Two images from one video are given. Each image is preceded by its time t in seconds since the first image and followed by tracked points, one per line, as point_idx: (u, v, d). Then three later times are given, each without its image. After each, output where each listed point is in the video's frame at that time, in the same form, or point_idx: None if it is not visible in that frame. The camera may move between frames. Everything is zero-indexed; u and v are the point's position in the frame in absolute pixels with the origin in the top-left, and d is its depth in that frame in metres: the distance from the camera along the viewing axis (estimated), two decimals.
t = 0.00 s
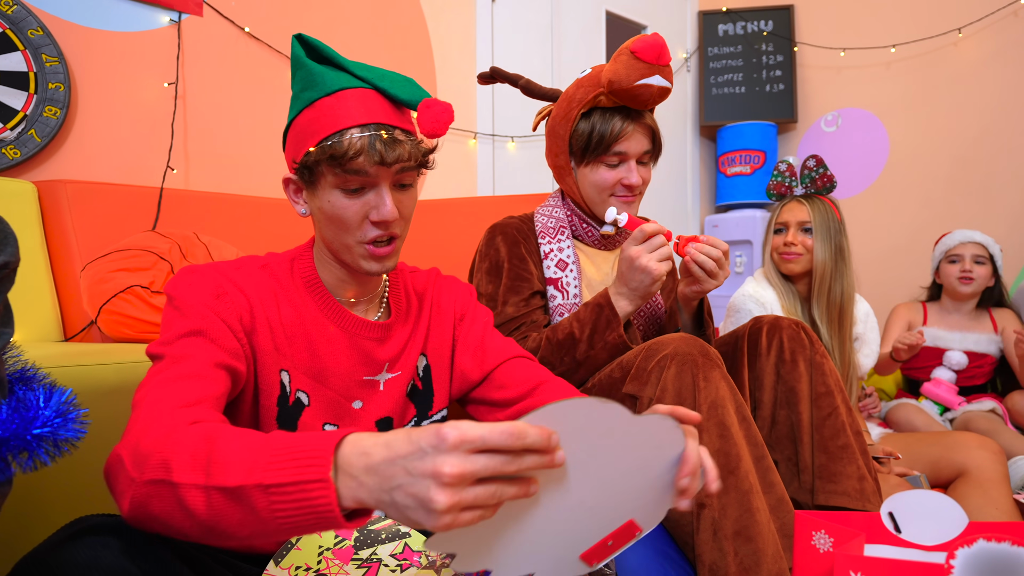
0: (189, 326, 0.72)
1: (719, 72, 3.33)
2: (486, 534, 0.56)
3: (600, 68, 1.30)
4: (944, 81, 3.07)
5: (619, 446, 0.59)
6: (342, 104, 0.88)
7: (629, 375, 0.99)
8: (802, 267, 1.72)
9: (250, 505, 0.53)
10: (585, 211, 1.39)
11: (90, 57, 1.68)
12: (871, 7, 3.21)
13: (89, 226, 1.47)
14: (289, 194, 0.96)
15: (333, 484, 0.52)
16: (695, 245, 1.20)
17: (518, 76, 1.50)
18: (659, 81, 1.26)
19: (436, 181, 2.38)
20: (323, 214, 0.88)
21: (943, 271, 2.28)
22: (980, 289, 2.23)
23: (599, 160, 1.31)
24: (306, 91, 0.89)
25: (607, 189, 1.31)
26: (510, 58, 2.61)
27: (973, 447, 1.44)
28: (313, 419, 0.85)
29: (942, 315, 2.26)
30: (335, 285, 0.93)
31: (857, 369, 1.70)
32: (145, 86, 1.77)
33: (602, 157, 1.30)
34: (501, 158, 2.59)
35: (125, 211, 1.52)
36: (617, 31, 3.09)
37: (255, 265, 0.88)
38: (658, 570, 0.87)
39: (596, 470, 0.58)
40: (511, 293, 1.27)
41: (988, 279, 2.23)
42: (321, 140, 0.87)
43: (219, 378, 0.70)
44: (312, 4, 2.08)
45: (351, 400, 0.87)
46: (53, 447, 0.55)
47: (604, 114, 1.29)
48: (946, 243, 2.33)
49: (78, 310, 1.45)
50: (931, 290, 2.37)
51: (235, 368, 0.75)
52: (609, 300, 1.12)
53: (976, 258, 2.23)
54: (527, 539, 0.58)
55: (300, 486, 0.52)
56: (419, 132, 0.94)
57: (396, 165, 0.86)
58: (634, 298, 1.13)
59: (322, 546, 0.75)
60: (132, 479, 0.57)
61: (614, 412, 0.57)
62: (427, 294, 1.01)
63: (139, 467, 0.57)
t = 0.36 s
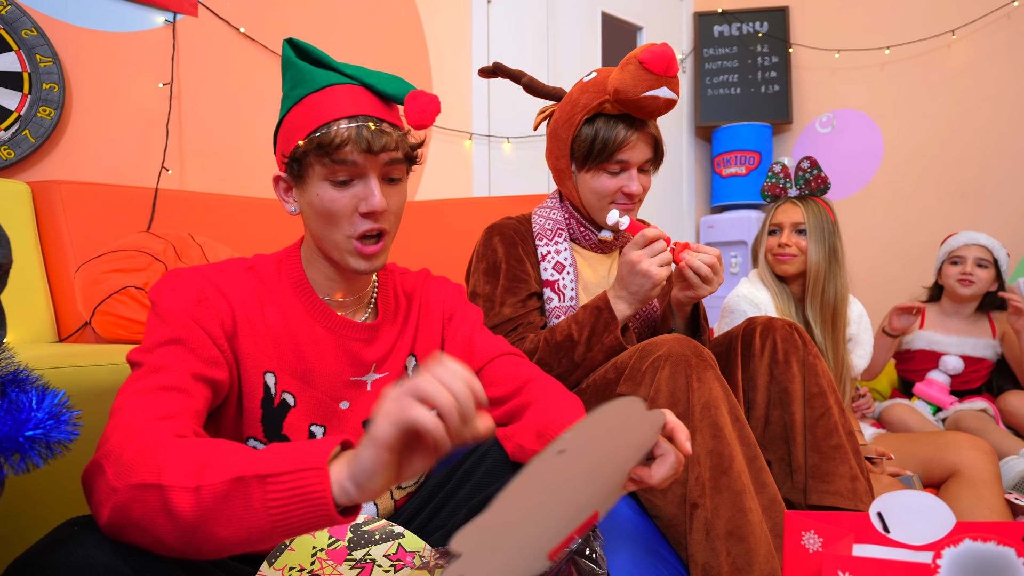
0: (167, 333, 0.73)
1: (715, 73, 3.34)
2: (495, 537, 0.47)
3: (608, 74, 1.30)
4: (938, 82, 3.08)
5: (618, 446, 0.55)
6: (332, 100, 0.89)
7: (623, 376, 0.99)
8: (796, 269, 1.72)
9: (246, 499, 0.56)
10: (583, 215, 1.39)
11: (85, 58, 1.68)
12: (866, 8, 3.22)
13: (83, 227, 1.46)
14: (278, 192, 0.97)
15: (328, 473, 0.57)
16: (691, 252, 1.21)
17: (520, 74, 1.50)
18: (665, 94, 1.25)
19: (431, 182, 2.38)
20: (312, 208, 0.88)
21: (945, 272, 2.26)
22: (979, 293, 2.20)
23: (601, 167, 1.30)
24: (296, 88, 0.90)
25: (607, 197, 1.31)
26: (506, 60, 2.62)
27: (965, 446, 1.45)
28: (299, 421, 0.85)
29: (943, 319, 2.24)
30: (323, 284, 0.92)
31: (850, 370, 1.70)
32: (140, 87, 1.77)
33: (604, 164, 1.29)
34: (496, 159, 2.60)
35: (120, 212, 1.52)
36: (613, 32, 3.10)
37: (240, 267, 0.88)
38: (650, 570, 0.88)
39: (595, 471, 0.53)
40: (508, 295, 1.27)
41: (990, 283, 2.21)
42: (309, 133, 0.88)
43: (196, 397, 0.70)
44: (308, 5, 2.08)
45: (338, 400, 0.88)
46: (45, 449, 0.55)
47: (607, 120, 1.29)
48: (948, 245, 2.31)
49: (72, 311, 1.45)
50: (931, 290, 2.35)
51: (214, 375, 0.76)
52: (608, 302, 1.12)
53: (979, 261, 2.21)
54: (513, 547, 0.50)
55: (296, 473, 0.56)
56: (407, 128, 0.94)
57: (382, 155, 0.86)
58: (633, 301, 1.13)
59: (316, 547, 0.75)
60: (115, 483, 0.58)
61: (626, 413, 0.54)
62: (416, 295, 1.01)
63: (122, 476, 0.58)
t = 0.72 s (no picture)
0: (123, 330, 0.73)
1: (675, 76, 3.40)
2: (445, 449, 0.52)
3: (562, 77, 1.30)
4: (888, 88, 3.17)
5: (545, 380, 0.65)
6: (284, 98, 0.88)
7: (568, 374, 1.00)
8: (746, 269, 1.76)
9: (207, 517, 0.58)
10: (535, 215, 1.41)
11: (25, 50, 1.62)
12: (820, 14, 3.30)
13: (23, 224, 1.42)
14: (234, 189, 0.95)
15: (287, 501, 0.57)
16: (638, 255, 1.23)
17: (475, 71, 1.49)
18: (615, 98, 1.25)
19: (390, 181, 2.37)
20: (262, 202, 0.87)
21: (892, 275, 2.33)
22: (923, 298, 2.26)
23: (552, 170, 1.30)
24: (249, 87, 0.90)
25: (559, 199, 1.31)
26: (468, 60, 2.62)
27: (903, 440, 1.50)
28: (246, 415, 0.84)
29: (888, 320, 2.31)
30: (277, 281, 0.90)
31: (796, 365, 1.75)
32: (86, 81, 1.72)
33: (555, 166, 1.30)
34: (457, 159, 2.59)
35: (63, 209, 1.48)
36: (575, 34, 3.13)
37: (191, 261, 0.87)
38: (590, 567, 0.89)
39: (528, 399, 0.62)
40: (459, 293, 1.29)
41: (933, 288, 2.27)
42: (260, 127, 0.87)
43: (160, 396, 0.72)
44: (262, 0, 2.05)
45: (288, 397, 0.87)
46: None
47: (559, 123, 1.29)
48: (896, 248, 2.37)
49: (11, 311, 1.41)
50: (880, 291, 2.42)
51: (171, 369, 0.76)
52: (556, 303, 1.13)
53: (924, 267, 2.27)
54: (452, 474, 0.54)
55: (255, 501, 0.57)
56: (357, 124, 0.94)
57: (330, 146, 0.86)
58: (582, 302, 1.14)
59: (254, 549, 0.75)
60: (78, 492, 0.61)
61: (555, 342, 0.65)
62: (366, 293, 1.01)
63: (89, 482, 0.61)
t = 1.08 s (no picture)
0: (45, 312, 0.70)
1: (613, 79, 3.46)
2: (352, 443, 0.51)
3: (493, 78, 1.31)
4: (811, 97, 3.29)
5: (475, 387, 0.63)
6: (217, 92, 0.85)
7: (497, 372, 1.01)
8: (675, 269, 1.81)
9: (126, 497, 0.56)
10: (467, 214, 1.40)
11: None
12: (749, 24, 3.41)
13: None
14: (162, 182, 0.90)
15: (211, 476, 0.56)
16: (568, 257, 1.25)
17: (407, 69, 1.48)
18: (545, 100, 1.27)
19: (324, 178, 2.32)
20: (188, 190, 0.84)
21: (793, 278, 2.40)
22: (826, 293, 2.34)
23: (483, 170, 1.31)
24: (180, 80, 0.87)
25: (491, 200, 1.32)
26: (404, 58, 2.59)
27: (820, 432, 1.58)
28: (167, 411, 0.80)
29: (797, 317, 2.39)
30: (204, 275, 0.87)
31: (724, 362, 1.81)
32: None
33: (487, 166, 1.30)
34: (395, 157, 2.56)
35: None
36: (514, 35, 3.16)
37: (118, 251, 0.84)
38: (517, 565, 0.91)
39: (450, 405, 0.61)
40: (390, 292, 1.27)
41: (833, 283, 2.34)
42: (188, 118, 0.84)
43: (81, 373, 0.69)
44: None
45: (212, 395, 0.83)
46: None
47: (491, 124, 1.30)
48: (792, 252, 2.44)
49: None
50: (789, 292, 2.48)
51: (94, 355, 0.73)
52: (490, 303, 1.13)
53: (820, 266, 2.34)
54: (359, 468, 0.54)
55: (176, 477, 0.56)
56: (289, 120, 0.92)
57: (258, 135, 0.84)
58: (515, 303, 1.14)
59: (167, 557, 0.72)
60: None
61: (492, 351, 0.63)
62: (296, 295, 0.98)
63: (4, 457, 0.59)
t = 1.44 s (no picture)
0: (9, 300, 0.67)
1: (584, 82, 3.49)
2: (274, 520, 0.47)
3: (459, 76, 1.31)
4: (777, 102, 3.35)
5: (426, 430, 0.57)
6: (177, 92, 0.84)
7: (467, 374, 1.00)
8: (646, 271, 1.82)
9: (90, 489, 0.54)
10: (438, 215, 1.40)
11: None
12: (717, 29, 3.47)
13: None
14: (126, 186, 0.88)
15: (185, 485, 0.54)
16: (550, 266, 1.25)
17: (379, 69, 1.47)
18: (507, 96, 1.26)
19: (293, 178, 2.29)
20: (152, 192, 0.82)
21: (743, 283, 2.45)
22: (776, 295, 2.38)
23: (451, 168, 1.31)
24: (138, 82, 0.85)
25: (460, 199, 1.32)
26: (375, 57, 2.57)
27: (786, 430, 1.61)
28: (130, 412, 0.79)
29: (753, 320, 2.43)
30: (171, 276, 0.85)
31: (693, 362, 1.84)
32: None
33: (454, 165, 1.31)
34: (365, 157, 2.54)
35: None
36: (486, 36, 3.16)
37: (86, 249, 0.82)
38: (489, 567, 0.92)
39: (406, 447, 0.56)
40: (361, 293, 1.26)
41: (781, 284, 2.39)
42: (149, 119, 0.82)
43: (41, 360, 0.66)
44: None
45: (176, 397, 0.82)
46: None
47: (458, 122, 1.30)
48: (739, 258, 2.49)
49: None
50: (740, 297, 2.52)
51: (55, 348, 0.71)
52: (464, 308, 1.12)
53: (767, 269, 2.39)
54: (294, 530, 0.50)
55: (150, 480, 0.54)
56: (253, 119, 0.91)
57: (220, 134, 0.83)
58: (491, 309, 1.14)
59: (129, 566, 0.70)
60: None
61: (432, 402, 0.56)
62: (266, 299, 0.97)
63: None
